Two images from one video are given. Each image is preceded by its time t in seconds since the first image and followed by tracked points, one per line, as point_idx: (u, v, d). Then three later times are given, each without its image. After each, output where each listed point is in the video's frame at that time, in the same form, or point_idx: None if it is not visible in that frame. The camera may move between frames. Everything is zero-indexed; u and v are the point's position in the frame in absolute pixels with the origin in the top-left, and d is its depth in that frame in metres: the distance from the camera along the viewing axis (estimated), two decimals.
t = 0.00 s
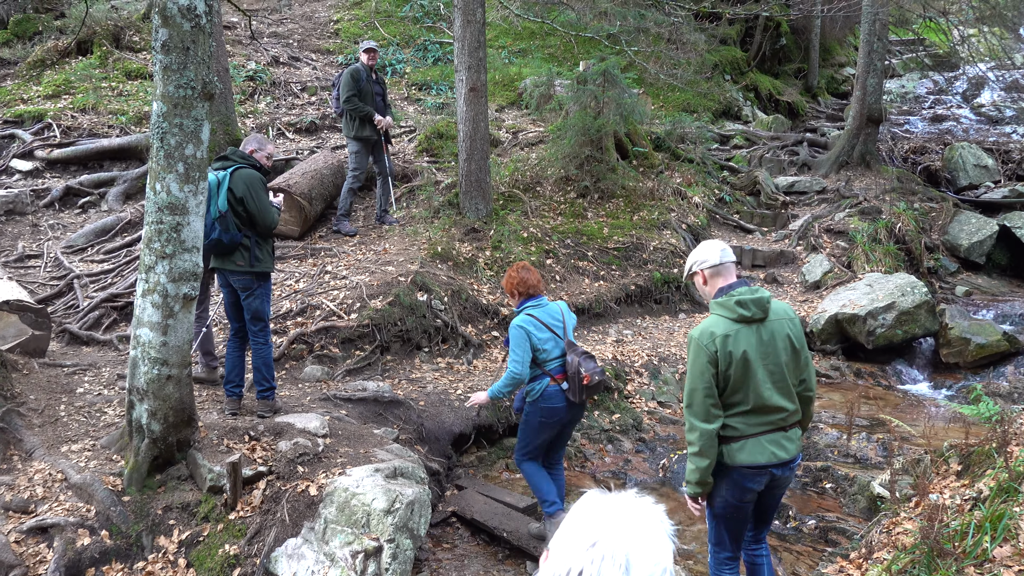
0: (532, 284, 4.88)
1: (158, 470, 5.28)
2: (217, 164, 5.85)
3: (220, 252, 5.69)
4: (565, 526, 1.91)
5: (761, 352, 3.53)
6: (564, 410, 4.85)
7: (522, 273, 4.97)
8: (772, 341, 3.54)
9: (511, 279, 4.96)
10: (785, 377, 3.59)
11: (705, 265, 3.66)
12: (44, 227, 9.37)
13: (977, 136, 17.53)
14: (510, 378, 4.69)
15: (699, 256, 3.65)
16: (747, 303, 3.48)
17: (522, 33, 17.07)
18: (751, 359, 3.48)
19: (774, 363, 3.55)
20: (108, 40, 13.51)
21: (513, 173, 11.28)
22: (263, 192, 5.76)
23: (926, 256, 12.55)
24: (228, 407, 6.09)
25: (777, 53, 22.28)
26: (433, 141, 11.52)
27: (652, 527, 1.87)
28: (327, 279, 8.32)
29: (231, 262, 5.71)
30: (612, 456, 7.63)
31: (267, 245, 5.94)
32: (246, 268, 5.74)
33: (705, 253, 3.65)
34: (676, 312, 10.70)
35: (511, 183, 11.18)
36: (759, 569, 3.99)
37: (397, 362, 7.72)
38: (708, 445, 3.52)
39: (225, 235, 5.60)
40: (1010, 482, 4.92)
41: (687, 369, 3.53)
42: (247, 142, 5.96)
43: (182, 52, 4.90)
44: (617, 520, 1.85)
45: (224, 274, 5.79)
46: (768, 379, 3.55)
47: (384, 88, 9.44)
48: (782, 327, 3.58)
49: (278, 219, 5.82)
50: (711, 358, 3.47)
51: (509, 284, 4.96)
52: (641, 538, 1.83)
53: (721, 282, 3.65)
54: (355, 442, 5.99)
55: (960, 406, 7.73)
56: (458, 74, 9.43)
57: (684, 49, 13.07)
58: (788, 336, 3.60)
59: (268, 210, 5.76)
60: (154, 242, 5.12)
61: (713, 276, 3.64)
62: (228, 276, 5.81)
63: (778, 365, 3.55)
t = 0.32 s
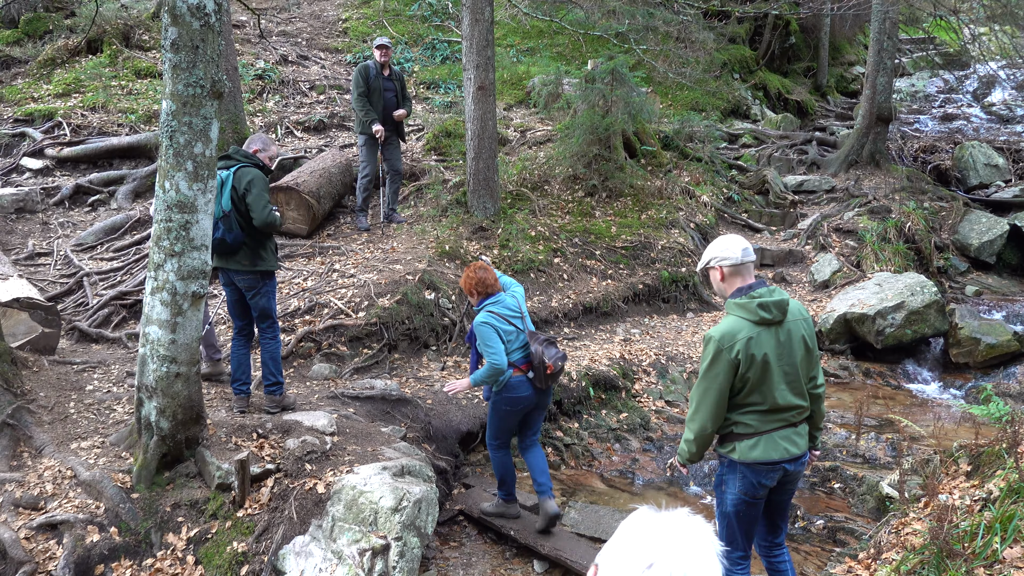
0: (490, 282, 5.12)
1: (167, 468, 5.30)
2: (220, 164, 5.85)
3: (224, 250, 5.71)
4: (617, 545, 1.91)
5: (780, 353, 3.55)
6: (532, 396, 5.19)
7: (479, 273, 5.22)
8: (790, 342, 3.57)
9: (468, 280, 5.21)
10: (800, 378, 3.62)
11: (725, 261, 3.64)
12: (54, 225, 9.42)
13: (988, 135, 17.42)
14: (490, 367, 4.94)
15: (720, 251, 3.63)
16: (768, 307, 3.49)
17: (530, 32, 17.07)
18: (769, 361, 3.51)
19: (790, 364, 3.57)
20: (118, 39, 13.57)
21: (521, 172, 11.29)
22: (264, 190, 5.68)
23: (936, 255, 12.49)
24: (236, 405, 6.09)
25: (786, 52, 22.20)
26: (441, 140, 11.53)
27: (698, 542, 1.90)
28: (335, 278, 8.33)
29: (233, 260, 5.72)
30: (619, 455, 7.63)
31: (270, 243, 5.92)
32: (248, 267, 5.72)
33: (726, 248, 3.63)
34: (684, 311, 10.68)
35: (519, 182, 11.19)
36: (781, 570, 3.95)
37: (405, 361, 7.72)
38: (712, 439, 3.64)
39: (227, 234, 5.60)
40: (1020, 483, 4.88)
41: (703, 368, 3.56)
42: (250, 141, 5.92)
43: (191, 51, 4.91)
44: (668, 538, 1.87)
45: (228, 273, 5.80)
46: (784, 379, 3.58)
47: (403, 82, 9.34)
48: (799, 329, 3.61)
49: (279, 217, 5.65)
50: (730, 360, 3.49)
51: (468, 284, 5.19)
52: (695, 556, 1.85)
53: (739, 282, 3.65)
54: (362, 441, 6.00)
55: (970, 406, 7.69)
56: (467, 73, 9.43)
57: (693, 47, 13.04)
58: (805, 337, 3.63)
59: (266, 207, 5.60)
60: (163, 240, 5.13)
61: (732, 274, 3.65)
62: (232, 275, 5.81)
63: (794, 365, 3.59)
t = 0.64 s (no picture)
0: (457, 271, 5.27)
1: (175, 462, 5.32)
2: (235, 160, 5.80)
3: (233, 247, 5.72)
4: (662, 556, 2.32)
5: (810, 345, 3.58)
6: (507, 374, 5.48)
7: (447, 263, 5.34)
8: (818, 334, 3.60)
9: (438, 270, 5.33)
10: (827, 371, 3.66)
11: (758, 253, 3.66)
12: (63, 220, 9.47)
13: (998, 130, 17.32)
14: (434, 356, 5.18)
15: (753, 243, 3.65)
16: (802, 299, 3.51)
17: (537, 27, 17.04)
18: (801, 354, 3.53)
19: (819, 358, 3.61)
20: (126, 35, 13.59)
21: (528, 167, 11.28)
22: (272, 192, 5.59)
23: (945, 251, 12.44)
24: (245, 399, 6.11)
25: (794, 47, 22.09)
26: (448, 135, 11.53)
27: (732, 556, 2.26)
28: (343, 273, 8.35)
29: (242, 257, 5.73)
30: (626, 450, 7.63)
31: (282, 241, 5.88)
32: (255, 265, 5.73)
33: (760, 241, 3.65)
34: (692, 306, 10.65)
35: (526, 177, 11.19)
36: (799, 568, 3.97)
37: (412, 356, 7.74)
38: (751, 435, 3.56)
39: (236, 234, 5.60)
40: None
41: (739, 360, 3.52)
42: (268, 139, 5.85)
43: (199, 46, 4.91)
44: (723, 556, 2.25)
45: (238, 269, 5.80)
46: (813, 372, 3.60)
47: (401, 72, 9.32)
48: (826, 322, 3.65)
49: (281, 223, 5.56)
50: (766, 349, 3.48)
51: (436, 274, 5.33)
52: (728, 566, 2.21)
53: (771, 274, 3.66)
54: (370, 436, 6.00)
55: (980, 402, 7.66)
56: (474, 68, 9.43)
57: (700, 42, 12.99)
58: (831, 331, 3.68)
59: (268, 211, 5.51)
60: (172, 235, 5.15)
61: (763, 267, 3.66)
62: (241, 271, 5.82)
63: (822, 358, 3.61)
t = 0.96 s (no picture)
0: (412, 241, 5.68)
1: (186, 455, 5.35)
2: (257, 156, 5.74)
3: (248, 242, 5.71)
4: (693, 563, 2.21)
5: (829, 334, 3.60)
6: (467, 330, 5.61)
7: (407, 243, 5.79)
8: (836, 324, 3.63)
9: (398, 249, 5.77)
10: (844, 362, 3.69)
11: (767, 249, 3.70)
12: (72, 215, 9.52)
13: (1009, 123, 17.20)
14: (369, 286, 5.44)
15: (761, 240, 3.69)
16: (822, 287, 3.55)
17: (545, 20, 17.01)
18: (824, 344, 3.54)
19: (839, 348, 3.64)
20: (135, 30, 13.63)
21: (536, 161, 11.27)
22: (292, 193, 5.57)
23: (955, 244, 12.37)
24: (255, 392, 6.13)
25: (803, 39, 21.97)
26: (456, 129, 11.53)
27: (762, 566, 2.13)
28: (351, 267, 8.37)
29: (256, 254, 5.72)
30: (635, 444, 7.64)
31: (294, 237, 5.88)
32: (267, 260, 5.73)
33: (766, 237, 3.70)
34: (700, 300, 10.63)
35: (534, 171, 11.18)
36: (813, 564, 3.96)
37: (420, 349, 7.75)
38: (796, 427, 3.47)
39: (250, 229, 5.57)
40: None
41: (773, 350, 3.48)
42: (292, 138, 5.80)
43: (208, 41, 4.91)
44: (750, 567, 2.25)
45: (249, 264, 5.80)
46: (832, 362, 3.63)
47: (406, 63, 9.29)
48: (842, 312, 3.69)
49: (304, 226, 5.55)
50: (793, 336, 3.48)
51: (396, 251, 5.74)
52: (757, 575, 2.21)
53: (783, 266, 3.70)
54: (379, 429, 6.00)
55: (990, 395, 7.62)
56: (482, 62, 9.41)
57: (709, 34, 12.94)
58: (847, 321, 3.72)
59: (289, 214, 5.51)
60: (181, 229, 5.16)
61: (774, 262, 3.71)
62: (253, 266, 5.81)
63: (838, 348, 3.64)
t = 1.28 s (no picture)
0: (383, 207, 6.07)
1: (191, 450, 5.36)
2: (273, 154, 5.67)
3: (257, 241, 5.66)
4: (683, 552, 2.44)
5: (814, 329, 3.63)
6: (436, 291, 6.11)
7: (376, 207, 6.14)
8: (821, 318, 3.65)
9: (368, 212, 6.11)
10: (832, 354, 3.71)
11: (744, 250, 3.72)
12: (79, 211, 9.56)
13: (1016, 117, 17.14)
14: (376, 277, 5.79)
15: (736, 242, 3.71)
16: (801, 283, 3.57)
17: (549, 15, 16.99)
18: (805, 339, 3.58)
19: (825, 340, 3.66)
20: (140, 26, 13.65)
21: (540, 156, 11.26)
22: (313, 197, 5.63)
23: (962, 238, 12.33)
24: (260, 387, 6.13)
25: (809, 33, 21.90)
26: (460, 124, 11.52)
27: (748, 556, 2.38)
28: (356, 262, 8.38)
29: (265, 253, 5.70)
30: (639, 439, 7.64)
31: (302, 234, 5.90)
32: (278, 259, 5.72)
33: (742, 238, 3.71)
34: (705, 295, 10.63)
35: (538, 166, 11.18)
36: (810, 554, 3.96)
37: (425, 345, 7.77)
38: (769, 424, 3.55)
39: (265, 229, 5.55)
40: None
41: (747, 349, 3.55)
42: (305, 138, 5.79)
43: (212, 36, 4.92)
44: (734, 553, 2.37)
45: (254, 261, 5.77)
46: (819, 355, 3.65)
47: (416, 60, 9.28)
48: (827, 305, 3.70)
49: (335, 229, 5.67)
50: (771, 337, 3.52)
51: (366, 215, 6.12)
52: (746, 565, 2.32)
53: (762, 265, 3.72)
54: (384, 424, 6.00)
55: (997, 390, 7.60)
56: (486, 57, 9.41)
57: (713, 28, 12.90)
58: (834, 315, 3.72)
59: (313, 219, 5.60)
60: (186, 225, 5.16)
61: (752, 262, 3.72)
62: (258, 264, 5.78)
63: (826, 341, 3.66)
